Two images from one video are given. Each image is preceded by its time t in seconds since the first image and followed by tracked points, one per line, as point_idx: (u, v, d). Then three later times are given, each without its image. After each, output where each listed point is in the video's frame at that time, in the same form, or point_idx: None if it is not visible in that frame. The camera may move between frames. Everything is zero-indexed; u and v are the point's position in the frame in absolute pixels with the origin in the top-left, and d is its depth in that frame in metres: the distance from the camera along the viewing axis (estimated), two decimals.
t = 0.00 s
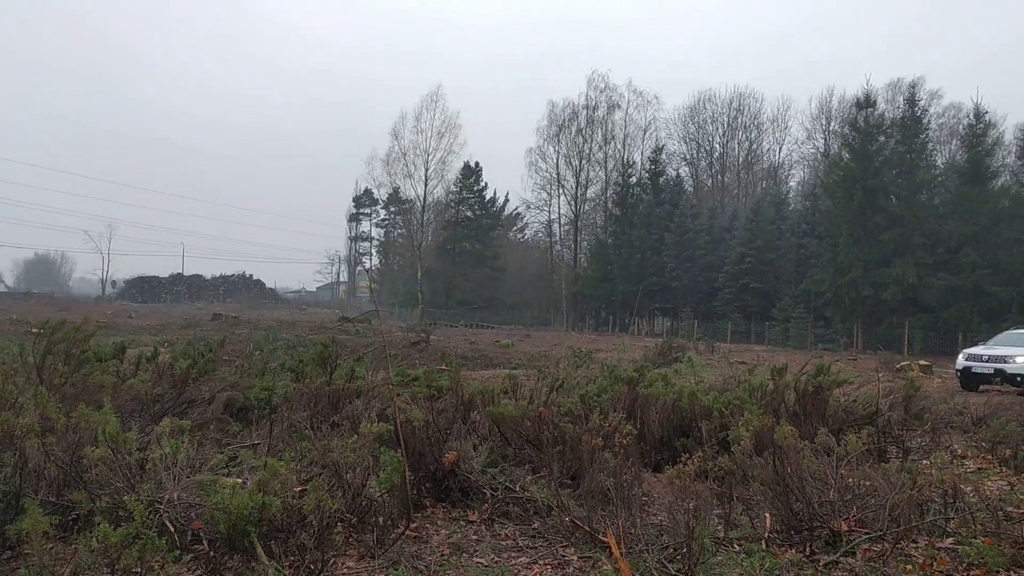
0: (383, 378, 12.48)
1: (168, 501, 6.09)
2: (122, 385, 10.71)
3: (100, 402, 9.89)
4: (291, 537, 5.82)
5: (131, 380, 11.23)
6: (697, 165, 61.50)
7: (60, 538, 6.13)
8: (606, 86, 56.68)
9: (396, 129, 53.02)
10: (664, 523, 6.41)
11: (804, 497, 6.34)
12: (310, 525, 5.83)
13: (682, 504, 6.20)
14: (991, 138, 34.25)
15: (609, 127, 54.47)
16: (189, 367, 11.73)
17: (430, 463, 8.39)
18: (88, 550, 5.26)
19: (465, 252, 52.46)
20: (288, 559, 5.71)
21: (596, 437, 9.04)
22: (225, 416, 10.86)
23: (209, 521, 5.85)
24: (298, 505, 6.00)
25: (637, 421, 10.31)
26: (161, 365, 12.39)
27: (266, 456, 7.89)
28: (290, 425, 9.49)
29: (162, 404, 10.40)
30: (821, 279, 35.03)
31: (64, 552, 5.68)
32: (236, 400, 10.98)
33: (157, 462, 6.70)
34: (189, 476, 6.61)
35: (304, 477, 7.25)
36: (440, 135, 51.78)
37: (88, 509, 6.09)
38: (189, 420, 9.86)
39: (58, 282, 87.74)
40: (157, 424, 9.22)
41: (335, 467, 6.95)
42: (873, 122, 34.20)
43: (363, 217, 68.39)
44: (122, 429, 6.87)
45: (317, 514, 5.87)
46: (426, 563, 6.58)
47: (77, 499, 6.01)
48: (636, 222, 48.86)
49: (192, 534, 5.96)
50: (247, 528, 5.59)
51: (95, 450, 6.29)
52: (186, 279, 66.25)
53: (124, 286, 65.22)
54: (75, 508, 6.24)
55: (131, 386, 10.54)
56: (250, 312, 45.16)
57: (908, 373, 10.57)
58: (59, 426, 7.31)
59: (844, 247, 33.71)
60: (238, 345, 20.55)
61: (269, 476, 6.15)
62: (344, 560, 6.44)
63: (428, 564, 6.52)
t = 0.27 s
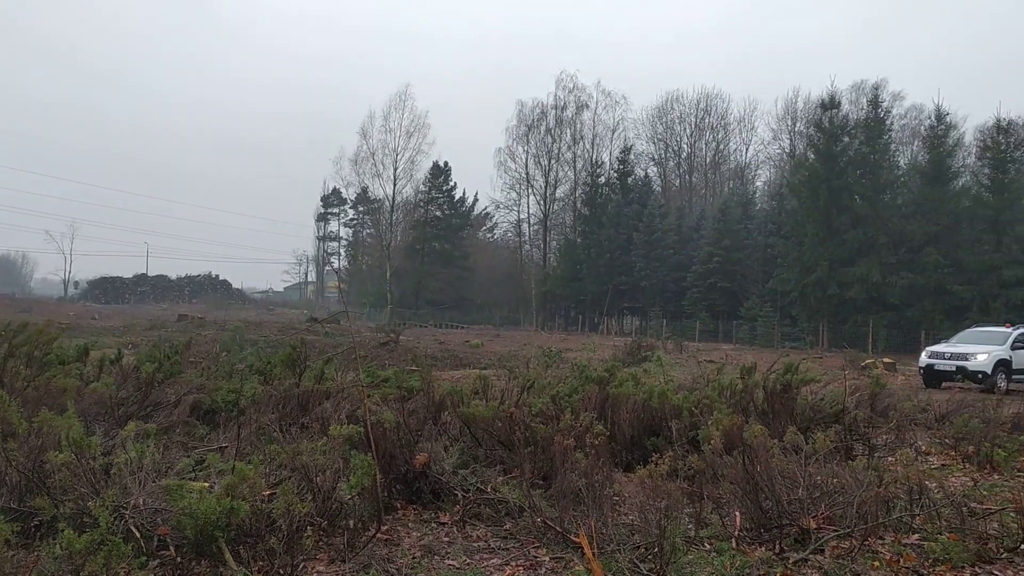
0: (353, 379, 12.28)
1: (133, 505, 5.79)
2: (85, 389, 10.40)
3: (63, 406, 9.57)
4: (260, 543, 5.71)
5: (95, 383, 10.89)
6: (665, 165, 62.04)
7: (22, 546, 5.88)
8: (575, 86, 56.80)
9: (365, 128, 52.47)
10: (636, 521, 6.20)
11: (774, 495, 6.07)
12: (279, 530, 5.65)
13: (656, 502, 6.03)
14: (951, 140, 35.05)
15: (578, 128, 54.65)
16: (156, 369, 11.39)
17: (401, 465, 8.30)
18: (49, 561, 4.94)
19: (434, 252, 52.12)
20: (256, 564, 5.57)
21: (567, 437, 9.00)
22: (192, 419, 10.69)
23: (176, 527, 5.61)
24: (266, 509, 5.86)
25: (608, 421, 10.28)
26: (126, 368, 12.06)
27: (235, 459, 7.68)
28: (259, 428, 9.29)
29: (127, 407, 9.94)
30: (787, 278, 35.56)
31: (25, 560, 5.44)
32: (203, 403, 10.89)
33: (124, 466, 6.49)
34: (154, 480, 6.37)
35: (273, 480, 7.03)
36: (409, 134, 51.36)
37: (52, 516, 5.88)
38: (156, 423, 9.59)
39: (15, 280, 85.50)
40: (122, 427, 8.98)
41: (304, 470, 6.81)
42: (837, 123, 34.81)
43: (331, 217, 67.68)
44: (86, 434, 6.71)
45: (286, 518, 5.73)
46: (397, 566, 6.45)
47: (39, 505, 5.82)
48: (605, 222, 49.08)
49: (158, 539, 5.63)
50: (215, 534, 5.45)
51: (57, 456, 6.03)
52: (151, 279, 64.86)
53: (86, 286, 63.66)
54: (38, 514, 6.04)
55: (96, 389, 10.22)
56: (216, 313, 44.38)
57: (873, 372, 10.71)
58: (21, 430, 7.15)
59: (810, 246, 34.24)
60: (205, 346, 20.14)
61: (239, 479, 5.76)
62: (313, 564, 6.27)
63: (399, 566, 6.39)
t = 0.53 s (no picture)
0: (318, 380, 12.05)
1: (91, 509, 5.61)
2: (40, 391, 10.01)
3: (17, 409, 9.18)
4: (223, 546, 5.47)
5: (50, 386, 10.50)
6: (629, 166, 62.46)
7: None
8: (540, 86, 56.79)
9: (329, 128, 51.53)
10: (603, 522, 6.13)
11: (739, 494, 5.99)
12: (243, 533, 5.39)
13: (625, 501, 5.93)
14: (908, 143, 35.86)
15: (544, 128, 54.75)
16: (116, 370, 11.03)
17: (367, 466, 8.04)
18: (6, 567, 4.78)
19: (400, 252, 51.94)
20: (220, 569, 5.28)
21: (534, 437, 8.92)
22: (153, 421, 10.36)
23: (138, 531, 5.49)
24: (230, 512, 5.61)
25: (574, 421, 10.22)
26: (83, 368, 11.66)
27: (197, 462, 7.38)
28: (222, 429, 8.99)
29: (85, 410, 9.60)
30: (750, 278, 36.13)
31: None
32: (164, 405, 10.54)
33: (83, 469, 6.26)
34: (115, 484, 6.11)
35: (236, 484, 6.80)
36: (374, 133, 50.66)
37: (5, 521, 5.59)
38: (115, 426, 9.27)
39: None
40: (79, 430, 8.63)
41: (268, 473, 6.59)
42: (799, 125, 35.41)
43: (295, 217, 66.68)
44: (43, 437, 6.47)
45: (249, 521, 5.45)
46: (363, 568, 6.29)
47: None
48: (571, 223, 49.25)
49: (119, 544, 5.53)
50: (176, 538, 5.32)
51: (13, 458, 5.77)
52: (109, 279, 63.11)
53: (41, 287, 61.70)
54: None
55: (52, 391, 9.85)
56: (176, 313, 43.33)
57: (835, 371, 10.83)
58: None
59: (772, 247, 34.78)
60: (165, 348, 19.65)
61: (201, 482, 5.53)
62: (277, 569, 6.11)
63: (366, 569, 6.23)
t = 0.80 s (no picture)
0: (277, 380, 11.76)
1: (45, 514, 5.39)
2: None
3: None
4: (180, 550, 5.32)
5: None
6: (589, 167, 62.80)
7: None
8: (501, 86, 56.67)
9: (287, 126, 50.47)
10: (564, 521, 6.07)
11: (698, 493, 5.90)
12: (199, 537, 5.36)
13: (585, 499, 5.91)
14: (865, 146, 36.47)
15: (505, 128, 54.71)
16: (66, 371, 10.59)
17: (327, 467, 7.88)
18: None
19: (360, 252, 51.59)
20: None
21: (496, 437, 8.84)
22: (106, 423, 9.97)
23: (91, 535, 5.17)
24: (187, 516, 5.50)
25: (535, 421, 10.13)
26: (31, 369, 11.18)
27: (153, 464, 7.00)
28: (178, 431, 8.63)
29: (35, 411, 9.21)
30: (708, 278, 36.69)
31: None
32: (118, 406, 10.19)
33: (33, 473, 6.03)
34: (66, 488, 5.80)
35: (194, 486, 6.64)
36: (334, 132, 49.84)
37: None
38: (66, 429, 8.92)
39: None
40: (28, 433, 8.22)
41: (226, 475, 6.41)
42: (757, 128, 36.08)
43: (253, 215, 65.32)
44: None
45: (207, 525, 5.38)
46: (323, 571, 6.11)
47: None
48: (531, 223, 49.29)
49: (71, 548, 5.21)
50: (131, 542, 4.94)
51: None
52: (57, 278, 60.93)
53: None
54: None
55: None
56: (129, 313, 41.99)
57: (792, 370, 10.99)
58: None
59: (730, 247, 35.37)
60: (117, 348, 19.04)
61: (157, 486, 5.39)
62: (235, 573, 5.92)
63: (325, 572, 6.05)
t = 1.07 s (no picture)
0: (231, 381, 11.42)
1: None
2: None
3: None
4: (130, 555, 5.08)
5: None
6: (547, 166, 62.96)
7: None
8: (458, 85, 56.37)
9: (241, 123, 49.18)
10: (521, 519, 5.97)
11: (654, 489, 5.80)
12: (150, 540, 5.12)
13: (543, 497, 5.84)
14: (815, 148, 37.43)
15: (462, 127, 54.48)
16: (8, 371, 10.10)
17: (282, 468, 7.60)
18: None
19: (316, 250, 50.22)
20: None
21: (453, 436, 8.68)
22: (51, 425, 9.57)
23: (37, 539, 5.06)
24: (138, 519, 5.31)
25: (492, 421, 9.92)
26: None
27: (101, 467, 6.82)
28: (128, 433, 8.31)
29: None
30: (664, 278, 37.16)
31: None
32: (65, 408, 9.80)
33: None
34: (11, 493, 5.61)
35: (144, 489, 6.44)
36: (290, 129, 48.84)
37: None
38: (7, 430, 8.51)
39: None
40: None
41: (177, 477, 6.18)
42: (711, 129, 36.67)
43: (205, 213, 63.61)
44: None
45: (158, 528, 5.19)
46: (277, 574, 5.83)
47: None
48: (488, 221, 49.22)
49: (16, 554, 5.07)
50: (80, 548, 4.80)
51: None
52: None
53: None
54: None
55: None
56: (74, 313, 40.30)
57: (746, 368, 11.13)
58: None
59: (685, 247, 35.85)
60: (61, 348, 18.30)
61: (107, 488, 5.17)
62: None
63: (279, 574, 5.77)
